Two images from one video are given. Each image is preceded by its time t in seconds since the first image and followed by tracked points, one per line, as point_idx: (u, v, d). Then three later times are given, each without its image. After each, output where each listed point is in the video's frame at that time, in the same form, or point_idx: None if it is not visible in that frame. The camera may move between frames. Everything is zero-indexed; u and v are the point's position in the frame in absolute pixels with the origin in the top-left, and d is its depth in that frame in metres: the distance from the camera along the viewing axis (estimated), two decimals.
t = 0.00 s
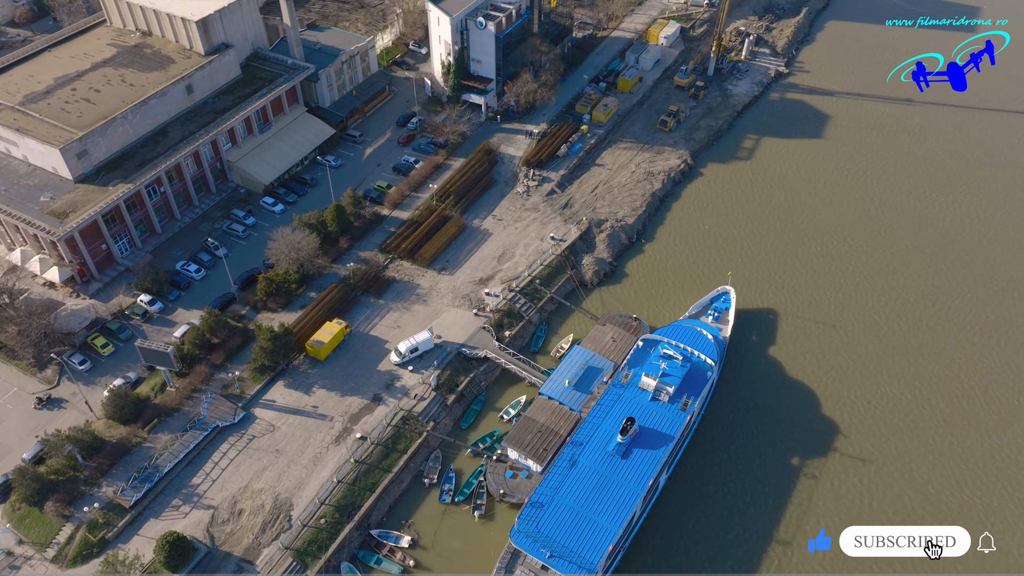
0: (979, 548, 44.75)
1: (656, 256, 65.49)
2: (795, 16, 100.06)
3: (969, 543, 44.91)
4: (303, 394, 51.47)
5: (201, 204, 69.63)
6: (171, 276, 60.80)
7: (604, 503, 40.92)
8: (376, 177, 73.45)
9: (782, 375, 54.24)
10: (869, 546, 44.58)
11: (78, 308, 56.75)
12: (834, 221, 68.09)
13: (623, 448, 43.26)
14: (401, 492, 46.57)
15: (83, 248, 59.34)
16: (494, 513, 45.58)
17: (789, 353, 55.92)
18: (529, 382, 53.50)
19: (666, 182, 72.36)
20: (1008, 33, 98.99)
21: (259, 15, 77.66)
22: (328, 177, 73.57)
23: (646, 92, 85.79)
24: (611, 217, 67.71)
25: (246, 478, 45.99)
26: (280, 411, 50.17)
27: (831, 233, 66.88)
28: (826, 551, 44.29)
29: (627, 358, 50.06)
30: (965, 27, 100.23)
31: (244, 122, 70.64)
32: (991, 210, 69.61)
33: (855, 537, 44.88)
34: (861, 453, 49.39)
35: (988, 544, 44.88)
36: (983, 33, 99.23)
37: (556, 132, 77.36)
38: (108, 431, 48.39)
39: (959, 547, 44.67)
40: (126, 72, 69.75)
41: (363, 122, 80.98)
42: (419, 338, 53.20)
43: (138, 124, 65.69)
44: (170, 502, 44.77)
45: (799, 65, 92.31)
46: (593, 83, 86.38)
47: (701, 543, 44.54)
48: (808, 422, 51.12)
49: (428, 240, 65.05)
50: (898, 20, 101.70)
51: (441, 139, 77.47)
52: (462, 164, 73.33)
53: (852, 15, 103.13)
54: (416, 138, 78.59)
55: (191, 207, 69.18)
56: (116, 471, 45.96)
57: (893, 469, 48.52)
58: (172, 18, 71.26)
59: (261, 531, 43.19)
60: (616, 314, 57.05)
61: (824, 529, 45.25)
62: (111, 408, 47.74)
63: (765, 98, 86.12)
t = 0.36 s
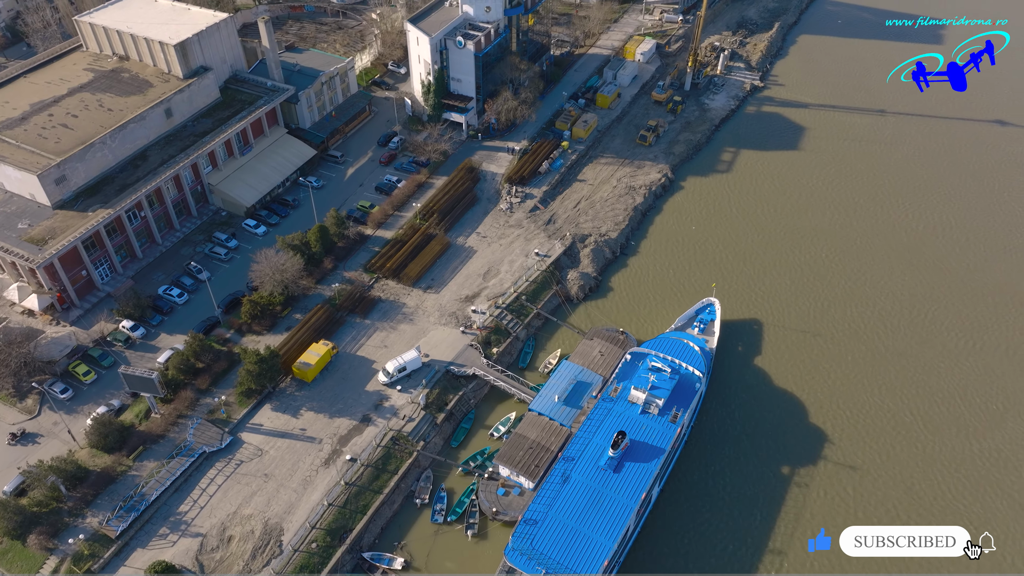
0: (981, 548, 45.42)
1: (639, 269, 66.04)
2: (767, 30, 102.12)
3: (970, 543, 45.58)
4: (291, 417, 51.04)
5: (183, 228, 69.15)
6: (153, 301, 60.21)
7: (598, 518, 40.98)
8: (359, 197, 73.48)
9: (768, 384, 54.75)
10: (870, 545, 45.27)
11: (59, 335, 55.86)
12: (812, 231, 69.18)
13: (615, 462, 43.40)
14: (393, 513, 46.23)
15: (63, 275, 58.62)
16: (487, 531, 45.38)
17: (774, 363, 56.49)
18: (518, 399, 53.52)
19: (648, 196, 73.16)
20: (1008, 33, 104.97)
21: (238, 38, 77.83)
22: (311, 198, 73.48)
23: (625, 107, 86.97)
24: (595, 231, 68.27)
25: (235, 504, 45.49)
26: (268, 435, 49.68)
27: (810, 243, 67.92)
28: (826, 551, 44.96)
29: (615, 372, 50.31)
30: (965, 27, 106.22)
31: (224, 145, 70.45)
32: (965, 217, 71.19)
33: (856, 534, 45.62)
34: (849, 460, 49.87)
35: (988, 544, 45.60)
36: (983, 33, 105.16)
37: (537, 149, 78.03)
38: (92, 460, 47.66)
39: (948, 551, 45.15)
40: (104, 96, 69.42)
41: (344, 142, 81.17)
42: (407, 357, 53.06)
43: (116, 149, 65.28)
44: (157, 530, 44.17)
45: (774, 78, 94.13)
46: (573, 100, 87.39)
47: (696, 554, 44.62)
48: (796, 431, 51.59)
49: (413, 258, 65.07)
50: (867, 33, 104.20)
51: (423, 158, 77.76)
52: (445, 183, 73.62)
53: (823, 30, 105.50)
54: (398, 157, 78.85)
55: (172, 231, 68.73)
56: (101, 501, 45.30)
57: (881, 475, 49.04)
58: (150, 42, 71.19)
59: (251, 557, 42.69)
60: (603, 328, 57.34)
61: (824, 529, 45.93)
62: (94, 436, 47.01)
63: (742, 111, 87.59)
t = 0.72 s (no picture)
0: (981, 548, 45.99)
1: (632, 284, 66.36)
2: (752, 46, 103.69)
3: (970, 543, 46.18)
4: (286, 437, 50.71)
5: (174, 249, 68.98)
6: (145, 323, 59.87)
7: (598, 534, 40.91)
8: (351, 216, 73.62)
9: (763, 397, 54.95)
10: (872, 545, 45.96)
11: (49, 359, 55.17)
12: (802, 244, 69.84)
13: (613, 478, 43.41)
14: (390, 533, 45.90)
15: (54, 298, 58.24)
16: (486, 550, 45.09)
17: (768, 375, 56.74)
18: (514, 416, 53.44)
19: (639, 211, 73.71)
20: (1008, 33, 110.86)
21: (227, 59, 78.23)
22: (303, 217, 73.55)
23: (614, 123, 87.84)
24: (587, 247, 68.64)
25: (230, 527, 45.10)
26: (263, 456, 49.33)
27: (800, 256, 68.54)
28: (826, 551, 45.43)
29: (612, 387, 50.41)
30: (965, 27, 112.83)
31: (215, 165, 70.51)
32: (952, 228, 72.09)
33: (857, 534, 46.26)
34: (846, 471, 50.02)
35: (990, 546, 46.07)
36: (984, 34, 111.00)
37: (528, 166, 78.55)
38: (85, 485, 47.15)
39: (947, 554, 45.62)
40: (93, 118, 69.50)
41: (335, 161, 81.41)
42: (402, 375, 52.93)
43: (107, 171, 65.24)
44: (152, 555, 43.72)
45: (759, 93, 95.45)
46: (562, 117, 88.19)
47: (697, 568, 44.54)
48: (792, 443, 51.72)
49: (406, 276, 65.08)
50: (850, 48, 105.95)
51: (415, 176, 78.05)
52: (437, 200, 73.88)
53: (806, 45, 107.18)
54: (389, 175, 79.16)
55: (163, 252, 68.53)
56: (94, 527, 44.80)
57: (878, 485, 49.19)
58: (139, 64, 71.44)
59: None
60: (597, 343, 57.45)
61: (824, 529, 46.50)
62: (87, 461, 46.54)
63: (729, 126, 88.63)
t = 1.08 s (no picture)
0: (980, 547, 46.65)
1: (624, 299, 66.63)
2: (737, 62, 105.20)
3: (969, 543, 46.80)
4: (281, 458, 50.35)
5: (164, 270, 68.76)
6: (136, 345, 59.46)
7: (597, 550, 40.85)
8: (343, 235, 73.70)
9: (758, 409, 55.12)
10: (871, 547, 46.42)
11: (39, 384, 54.75)
12: (792, 257, 70.47)
13: (612, 493, 43.41)
14: (388, 554, 45.57)
15: (44, 321, 57.79)
16: (485, 568, 44.78)
17: (762, 388, 56.96)
18: (510, 432, 53.35)
19: (630, 226, 74.19)
20: (1007, 33, 117.80)
21: (217, 79, 78.55)
22: (294, 236, 73.57)
23: (603, 139, 88.64)
24: (579, 263, 68.96)
25: (226, 550, 44.64)
26: (258, 478, 48.94)
27: (790, 268, 69.10)
28: (826, 551, 46.02)
29: (608, 402, 50.48)
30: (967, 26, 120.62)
31: (205, 186, 70.51)
32: (940, 239, 73.03)
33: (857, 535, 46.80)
34: (843, 482, 50.14)
35: (990, 546, 46.66)
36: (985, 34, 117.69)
37: (519, 183, 79.00)
38: (76, 510, 46.58)
39: (947, 554, 46.29)
40: (83, 140, 69.48)
41: (325, 180, 81.59)
42: (397, 394, 52.80)
43: (96, 193, 65.12)
44: None
45: (746, 108, 96.72)
46: (552, 133, 88.93)
47: None
48: (788, 455, 51.82)
49: (399, 294, 65.07)
50: (833, 63, 107.63)
51: (406, 194, 78.32)
52: (429, 218, 74.06)
53: (790, 61, 108.89)
54: (381, 194, 79.41)
55: (154, 273, 68.25)
56: (87, 553, 44.25)
57: (875, 496, 49.35)
58: (129, 86, 71.61)
59: None
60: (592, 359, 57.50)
61: (824, 529, 47.16)
62: (79, 486, 46.01)
63: (716, 141, 89.65)
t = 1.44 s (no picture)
0: (981, 547, 47.38)
1: (617, 313, 66.90)
2: (723, 78, 106.67)
3: (969, 543, 47.57)
4: (276, 479, 49.97)
5: (155, 291, 68.42)
6: (127, 367, 58.98)
7: (597, 567, 40.94)
8: (334, 253, 73.72)
9: (752, 422, 55.29)
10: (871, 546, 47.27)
11: (28, 408, 54.15)
12: (781, 270, 71.05)
13: (610, 509, 43.51)
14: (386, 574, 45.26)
15: (33, 344, 57.27)
16: None
17: (756, 401, 57.15)
18: (506, 449, 53.27)
19: (621, 241, 74.70)
20: (1006, 34, 125.16)
21: (206, 100, 78.78)
22: (286, 255, 73.49)
23: (592, 155, 89.44)
24: (572, 278, 69.28)
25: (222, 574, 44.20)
26: (252, 500, 48.51)
27: (780, 281, 69.65)
28: (826, 550, 46.72)
29: (603, 417, 50.51)
30: (964, 26, 128.07)
31: (195, 206, 70.44)
32: (927, 250, 73.97)
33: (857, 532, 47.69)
34: (839, 493, 50.28)
35: (989, 545, 47.43)
36: (985, 34, 125.05)
37: (510, 199, 79.41)
38: (67, 536, 45.94)
39: (946, 554, 47.02)
40: (71, 161, 69.35)
41: (316, 199, 81.71)
42: (393, 412, 52.67)
43: (85, 215, 64.90)
44: None
45: (732, 123, 97.97)
46: (541, 150, 89.62)
47: None
48: (785, 468, 51.89)
49: (392, 312, 65.01)
50: (816, 78, 109.29)
51: (397, 212, 78.57)
52: (420, 235, 74.21)
53: (774, 76, 110.60)
54: (371, 212, 79.57)
55: (144, 294, 67.90)
56: None
57: (871, 506, 49.53)
58: (117, 107, 71.66)
59: None
60: (586, 374, 57.57)
61: (823, 529, 47.90)
62: (70, 511, 45.44)
63: (704, 156, 90.61)
